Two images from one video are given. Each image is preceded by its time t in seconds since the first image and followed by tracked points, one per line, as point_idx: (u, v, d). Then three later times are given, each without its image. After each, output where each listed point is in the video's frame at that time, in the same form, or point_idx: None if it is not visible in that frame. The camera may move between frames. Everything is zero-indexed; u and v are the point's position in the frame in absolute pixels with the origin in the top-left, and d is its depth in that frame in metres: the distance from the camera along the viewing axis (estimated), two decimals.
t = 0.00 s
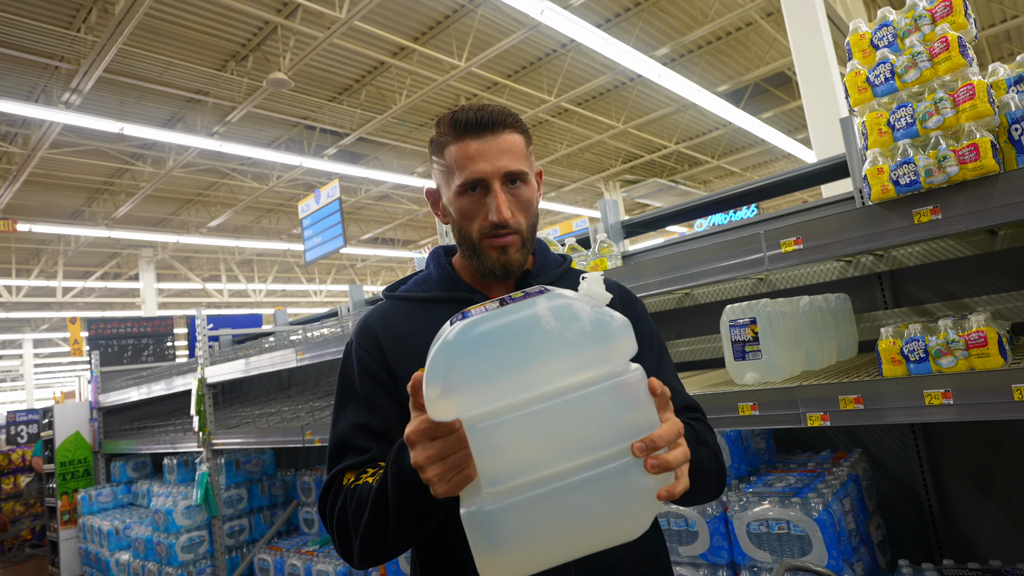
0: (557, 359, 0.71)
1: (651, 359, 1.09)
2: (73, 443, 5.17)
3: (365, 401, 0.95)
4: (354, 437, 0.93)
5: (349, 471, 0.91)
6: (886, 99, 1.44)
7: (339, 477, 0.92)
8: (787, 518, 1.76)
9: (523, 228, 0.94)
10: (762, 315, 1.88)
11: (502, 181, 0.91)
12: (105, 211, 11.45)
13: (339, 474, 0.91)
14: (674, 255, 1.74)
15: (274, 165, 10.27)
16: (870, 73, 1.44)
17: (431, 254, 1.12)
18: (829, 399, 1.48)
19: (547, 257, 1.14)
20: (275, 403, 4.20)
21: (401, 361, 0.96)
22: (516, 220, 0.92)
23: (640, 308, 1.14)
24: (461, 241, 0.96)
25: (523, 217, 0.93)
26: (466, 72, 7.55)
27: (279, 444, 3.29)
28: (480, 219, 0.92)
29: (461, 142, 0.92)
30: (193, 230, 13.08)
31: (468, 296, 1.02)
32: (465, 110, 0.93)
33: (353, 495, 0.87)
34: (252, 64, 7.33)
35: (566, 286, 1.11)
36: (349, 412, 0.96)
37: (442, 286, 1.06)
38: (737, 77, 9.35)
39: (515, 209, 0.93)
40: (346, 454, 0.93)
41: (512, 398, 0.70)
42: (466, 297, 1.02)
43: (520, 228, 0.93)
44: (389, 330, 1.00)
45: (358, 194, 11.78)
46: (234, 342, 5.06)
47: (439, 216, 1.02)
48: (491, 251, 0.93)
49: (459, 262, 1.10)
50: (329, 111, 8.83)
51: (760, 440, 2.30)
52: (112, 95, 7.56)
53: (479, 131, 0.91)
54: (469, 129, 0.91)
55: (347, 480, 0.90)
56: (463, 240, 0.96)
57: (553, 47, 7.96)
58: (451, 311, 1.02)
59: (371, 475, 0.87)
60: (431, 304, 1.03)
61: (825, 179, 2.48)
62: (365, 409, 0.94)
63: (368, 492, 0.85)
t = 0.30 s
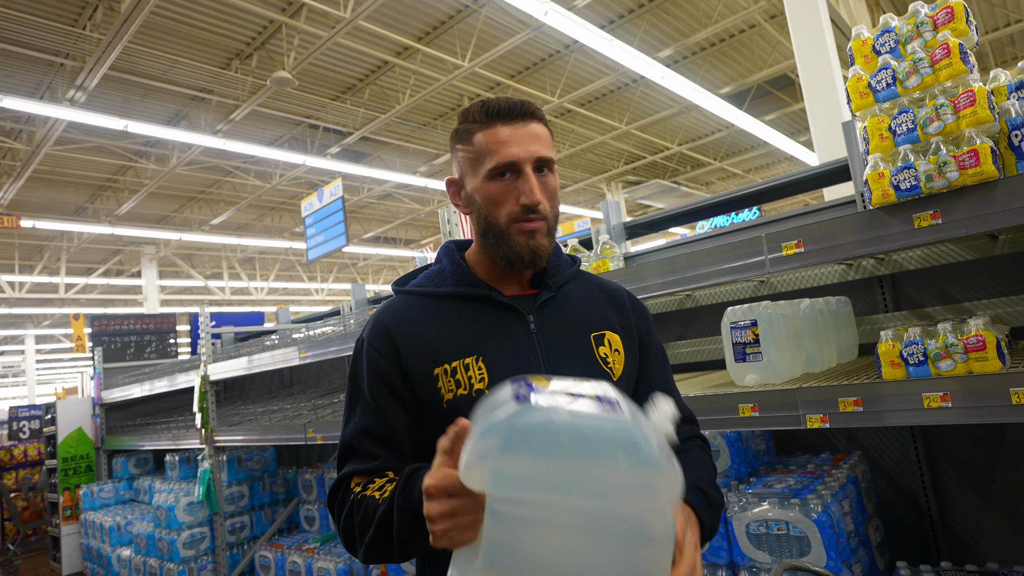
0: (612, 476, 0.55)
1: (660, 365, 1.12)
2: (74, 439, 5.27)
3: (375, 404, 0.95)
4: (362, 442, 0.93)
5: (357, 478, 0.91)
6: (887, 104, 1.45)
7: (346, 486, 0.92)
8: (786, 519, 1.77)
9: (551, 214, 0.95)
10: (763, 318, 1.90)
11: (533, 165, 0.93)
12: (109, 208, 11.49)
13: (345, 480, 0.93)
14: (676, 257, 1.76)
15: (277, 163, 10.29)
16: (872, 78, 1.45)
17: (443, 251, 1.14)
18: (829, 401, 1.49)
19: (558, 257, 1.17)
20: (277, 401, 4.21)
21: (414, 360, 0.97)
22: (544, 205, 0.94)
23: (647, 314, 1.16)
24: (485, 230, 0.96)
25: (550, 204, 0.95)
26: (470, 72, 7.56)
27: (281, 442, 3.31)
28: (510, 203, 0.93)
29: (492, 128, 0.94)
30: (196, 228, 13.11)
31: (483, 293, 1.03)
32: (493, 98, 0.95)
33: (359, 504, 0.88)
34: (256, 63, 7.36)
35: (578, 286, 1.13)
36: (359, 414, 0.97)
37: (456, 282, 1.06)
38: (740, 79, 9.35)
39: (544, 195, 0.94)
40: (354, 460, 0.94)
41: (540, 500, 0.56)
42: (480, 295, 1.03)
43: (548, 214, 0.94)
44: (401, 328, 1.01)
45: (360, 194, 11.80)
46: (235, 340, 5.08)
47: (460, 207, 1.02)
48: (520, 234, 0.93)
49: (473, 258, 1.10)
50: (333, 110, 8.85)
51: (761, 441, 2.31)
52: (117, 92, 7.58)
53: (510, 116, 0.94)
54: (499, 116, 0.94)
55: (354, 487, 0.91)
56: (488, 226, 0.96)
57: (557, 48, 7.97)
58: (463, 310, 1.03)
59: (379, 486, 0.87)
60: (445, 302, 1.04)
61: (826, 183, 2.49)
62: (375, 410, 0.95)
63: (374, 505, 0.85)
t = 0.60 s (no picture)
0: None
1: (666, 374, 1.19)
2: (76, 437, 5.25)
3: (412, 400, 0.90)
4: (392, 440, 0.89)
5: (378, 501, 0.88)
6: (888, 109, 1.46)
7: (360, 510, 0.88)
8: (785, 520, 1.78)
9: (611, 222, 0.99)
10: (764, 319, 1.91)
11: (607, 172, 0.97)
12: (112, 206, 11.53)
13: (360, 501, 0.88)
14: (679, 259, 1.77)
15: (280, 163, 10.31)
16: (873, 83, 1.47)
17: (479, 240, 1.10)
18: (829, 403, 1.50)
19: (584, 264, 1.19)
20: (279, 400, 4.23)
21: (459, 354, 0.93)
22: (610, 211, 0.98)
23: (657, 324, 1.21)
24: (547, 224, 0.96)
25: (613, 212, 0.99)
26: (473, 73, 7.58)
27: (283, 441, 3.32)
28: (580, 203, 0.95)
29: (573, 129, 0.98)
30: (198, 227, 13.14)
31: (530, 287, 1.00)
32: (574, 101, 0.99)
33: (377, 548, 0.85)
34: (260, 63, 7.39)
35: (605, 291, 1.16)
36: (393, 411, 0.91)
37: (499, 272, 1.03)
38: (742, 82, 9.37)
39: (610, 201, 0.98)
40: (381, 464, 0.89)
41: None
42: (526, 288, 1.00)
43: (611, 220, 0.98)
44: (443, 317, 0.95)
45: (362, 194, 11.82)
46: (237, 339, 5.09)
47: (516, 198, 1.01)
48: (583, 236, 0.96)
49: (510, 249, 1.07)
50: (336, 110, 8.88)
51: (760, 442, 2.31)
52: (121, 92, 7.62)
53: (589, 123, 0.98)
54: (578, 119, 0.98)
55: (371, 515, 0.87)
56: (551, 222, 0.96)
57: (559, 50, 7.98)
58: (505, 302, 0.99)
59: (406, 545, 0.85)
60: (486, 293, 1.00)
61: (828, 186, 2.50)
62: (413, 407, 0.90)
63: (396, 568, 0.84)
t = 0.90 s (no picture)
0: None
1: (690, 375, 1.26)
2: (73, 435, 5.22)
3: (473, 386, 0.96)
4: (454, 425, 0.96)
5: (435, 538, 0.95)
6: (885, 112, 1.48)
7: (418, 537, 0.96)
8: (782, 519, 1.79)
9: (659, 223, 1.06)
10: (761, 320, 1.92)
11: (659, 175, 1.04)
12: (109, 205, 11.50)
13: (418, 530, 0.96)
14: (676, 259, 1.78)
15: (279, 162, 10.31)
16: (870, 86, 1.49)
17: (528, 234, 1.14)
18: (824, 402, 1.51)
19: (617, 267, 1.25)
20: (278, 399, 4.24)
21: (519, 343, 0.99)
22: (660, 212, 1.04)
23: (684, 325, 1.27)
24: (603, 218, 1.02)
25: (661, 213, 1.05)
26: (472, 74, 7.59)
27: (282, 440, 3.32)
28: (635, 200, 1.01)
29: (630, 133, 1.04)
30: (196, 226, 13.13)
31: (580, 284, 1.06)
32: (633, 110, 1.06)
33: None
34: (259, 62, 7.40)
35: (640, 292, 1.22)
36: (455, 399, 0.97)
37: (551, 266, 1.08)
38: (740, 84, 9.39)
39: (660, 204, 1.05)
40: (446, 452, 0.96)
41: None
42: (577, 285, 1.06)
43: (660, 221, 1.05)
44: (502, 308, 1.01)
45: (361, 194, 11.83)
46: (235, 338, 5.09)
47: (571, 193, 1.06)
48: (636, 231, 1.01)
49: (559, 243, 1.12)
50: (335, 110, 8.88)
51: (756, 442, 2.32)
52: (119, 90, 7.62)
53: (645, 129, 1.05)
54: (636, 126, 1.05)
55: (429, 546, 0.95)
56: (606, 216, 1.02)
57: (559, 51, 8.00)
58: (557, 297, 1.05)
59: None
60: (538, 287, 1.05)
61: (827, 188, 2.52)
62: (473, 394, 0.96)
63: None
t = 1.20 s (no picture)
0: None
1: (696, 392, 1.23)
2: (63, 434, 5.16)
3: (479, 373, 0.99)
4: (454, 404, 1.01)
5: (428, 496, 1.02)
6: (876, 114, 1.49)
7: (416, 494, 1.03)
8: (772, 518, 1.80)
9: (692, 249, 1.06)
10: (752, 321, 1.93)
11: (700, 201, 1.04)
12: (100, 202, 11.42)
13: (418, 483, 1.03)
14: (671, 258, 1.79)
15: (272, 160, 10.27)
16: (861, 89, 1.51)
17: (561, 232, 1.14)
18: (815, 403, 1.52)
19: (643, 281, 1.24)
20: (270, 397, 4.22)
21: (521, 337, 1.00)
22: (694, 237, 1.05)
23: (699, 343, 1.23)
24: (638, 233, 1.02)
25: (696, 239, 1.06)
26: (467, 73, 7.58)
27: (274, 438, 3.31)
28: (670, 222, 1.02)
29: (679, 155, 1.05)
30: (188, 224, 13.06)
31: (593, 290, 1.05)
32: (683, 132, 1.06)
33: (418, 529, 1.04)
34: (254, 60, 7.38)
35: (660, 305, 1.19)
36: (463, 380, 1.00)
37: (567, 264, 1.08)
38: (735, 86, 9.43)
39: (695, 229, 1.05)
40: (449, 427, 1.01)
41: None
42: (591, 291, 1.05)
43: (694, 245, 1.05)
44: (513, 301, 1.02)
45: (355, 193, 11.80)
46: (228, 336, 5.07)
47: (612, 204, 1.07)
48: (667, 252, 1.02)
49: (589, 247, 1.12)
50: (329, 109, 8.86)
51: (748, 442, 2.33)
52: (112, 86, 7.57)
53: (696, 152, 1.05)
54: (687, 149, 1.05)
55: (423, 502, 1.03)
56: (639, 232, 1.03)
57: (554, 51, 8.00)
58: (567, 298, 1.05)
59: (435, 542, 1.03)
60: (550, 285, 1.06)
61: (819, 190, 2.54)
62: (476, 381, 0.99)
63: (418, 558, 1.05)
